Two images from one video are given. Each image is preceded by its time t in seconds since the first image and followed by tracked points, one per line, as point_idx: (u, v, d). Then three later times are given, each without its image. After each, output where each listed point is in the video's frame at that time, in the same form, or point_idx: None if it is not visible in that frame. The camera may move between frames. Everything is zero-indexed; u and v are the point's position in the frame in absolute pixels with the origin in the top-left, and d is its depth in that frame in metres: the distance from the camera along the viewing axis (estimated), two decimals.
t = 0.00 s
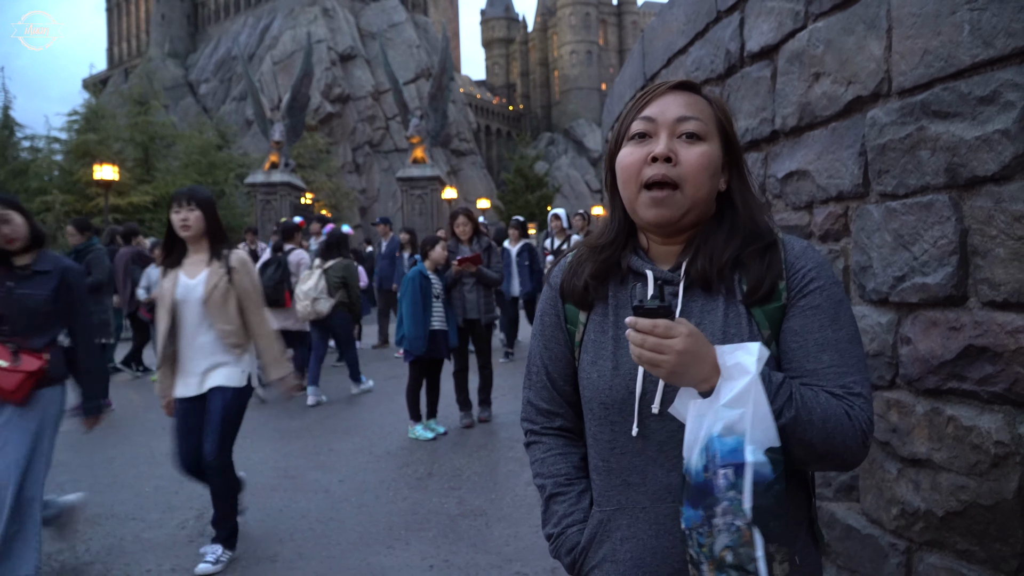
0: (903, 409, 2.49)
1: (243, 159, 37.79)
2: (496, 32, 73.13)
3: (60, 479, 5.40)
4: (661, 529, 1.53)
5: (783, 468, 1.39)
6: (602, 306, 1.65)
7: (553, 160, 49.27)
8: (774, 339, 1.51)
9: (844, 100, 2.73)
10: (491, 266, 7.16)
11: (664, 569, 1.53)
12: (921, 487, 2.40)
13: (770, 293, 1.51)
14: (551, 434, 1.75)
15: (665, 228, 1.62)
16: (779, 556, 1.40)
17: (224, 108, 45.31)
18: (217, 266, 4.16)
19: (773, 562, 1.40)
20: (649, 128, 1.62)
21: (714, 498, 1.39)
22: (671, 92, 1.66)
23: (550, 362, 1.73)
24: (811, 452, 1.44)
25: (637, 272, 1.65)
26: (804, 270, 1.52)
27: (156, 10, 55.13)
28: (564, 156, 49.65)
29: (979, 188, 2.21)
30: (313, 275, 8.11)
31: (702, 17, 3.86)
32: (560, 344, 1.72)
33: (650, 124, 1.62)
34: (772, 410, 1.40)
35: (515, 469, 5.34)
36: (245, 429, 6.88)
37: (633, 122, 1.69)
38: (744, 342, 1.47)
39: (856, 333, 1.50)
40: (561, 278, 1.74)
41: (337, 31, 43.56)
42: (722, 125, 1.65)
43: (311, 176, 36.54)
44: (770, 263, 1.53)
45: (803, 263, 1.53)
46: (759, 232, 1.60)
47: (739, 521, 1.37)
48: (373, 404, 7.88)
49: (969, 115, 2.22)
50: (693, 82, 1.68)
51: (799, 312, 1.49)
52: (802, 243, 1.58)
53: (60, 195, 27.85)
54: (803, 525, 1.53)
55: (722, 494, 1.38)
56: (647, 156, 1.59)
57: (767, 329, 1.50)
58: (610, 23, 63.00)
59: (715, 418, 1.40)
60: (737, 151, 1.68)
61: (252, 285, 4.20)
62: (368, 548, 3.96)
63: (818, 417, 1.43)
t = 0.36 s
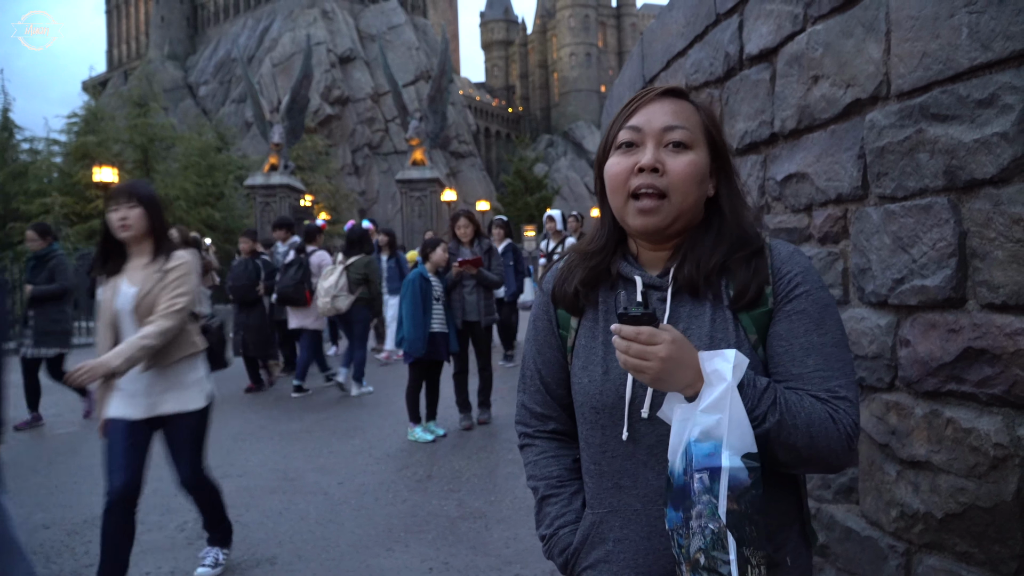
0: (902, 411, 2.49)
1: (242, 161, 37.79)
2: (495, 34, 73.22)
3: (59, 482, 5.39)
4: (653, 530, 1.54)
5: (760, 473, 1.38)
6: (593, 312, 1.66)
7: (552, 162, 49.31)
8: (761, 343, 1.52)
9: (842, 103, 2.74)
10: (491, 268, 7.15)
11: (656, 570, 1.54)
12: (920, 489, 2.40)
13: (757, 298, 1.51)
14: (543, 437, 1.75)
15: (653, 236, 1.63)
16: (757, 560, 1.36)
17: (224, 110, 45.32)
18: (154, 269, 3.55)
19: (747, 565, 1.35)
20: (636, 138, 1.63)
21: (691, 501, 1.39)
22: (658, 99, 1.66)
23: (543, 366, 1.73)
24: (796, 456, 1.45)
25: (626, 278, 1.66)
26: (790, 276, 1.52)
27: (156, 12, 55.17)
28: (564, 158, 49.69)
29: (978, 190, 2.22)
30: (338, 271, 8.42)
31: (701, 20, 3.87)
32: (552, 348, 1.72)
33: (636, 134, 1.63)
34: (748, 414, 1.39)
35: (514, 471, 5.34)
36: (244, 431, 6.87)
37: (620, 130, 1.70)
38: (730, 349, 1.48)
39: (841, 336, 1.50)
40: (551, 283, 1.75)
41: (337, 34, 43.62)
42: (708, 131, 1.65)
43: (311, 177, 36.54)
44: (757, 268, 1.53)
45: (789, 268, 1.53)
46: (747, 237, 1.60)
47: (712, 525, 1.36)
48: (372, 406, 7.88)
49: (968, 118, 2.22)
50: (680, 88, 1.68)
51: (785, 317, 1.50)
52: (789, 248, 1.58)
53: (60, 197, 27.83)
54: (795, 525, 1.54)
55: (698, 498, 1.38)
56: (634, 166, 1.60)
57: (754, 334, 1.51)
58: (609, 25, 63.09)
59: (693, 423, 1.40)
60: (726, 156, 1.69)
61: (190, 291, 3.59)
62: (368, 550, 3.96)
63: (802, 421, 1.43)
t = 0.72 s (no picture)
0: (901, 413, 2.49)
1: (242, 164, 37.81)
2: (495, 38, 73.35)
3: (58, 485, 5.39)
4: (657, 534, 1.54)
5: (775, 472, 1.40)
6: (590, 317, 1.66)
7: (552, 165, 49.35)
8: (758, 344, 1.52)
9: (841, 105, 2.74)
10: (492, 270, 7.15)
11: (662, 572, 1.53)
12: (919, 491, 2.40)
13: (754, 301, 1.52)
14: (539, 443, 1.75)
15: (648, 244, 1.63)
16: (776, 557, 1.40)
17: (223, 114, 45.35)
18: (67, 269, 3.09)
19: (770, 564, 1.38)
20: (628, 148, 1.63)
21: (710, 504, 1.39)
22: (650, 107, 1.66)
23: (538, 374, 1.73)
24: (800, 454, 1.45)
25: (622, 283, 1.66)
26: (785, 278, 1.53)
27: (156, 16, 55.26)
28: (563, 161, 49.72)
29: (976, 192, 2.22)
30: (355, 275, 8.55)
31: (700, 22, 3.88)
32: (547, 356, 1.72)
33: (629, 144, 1.63)
34: (765, 416, 1.41)
35: (514, 474, 5.34)
36: (243, 435, 6.87)
37: (612, 139, 1.69)
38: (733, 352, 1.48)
39: (836, 335, 1.51)
40: (546, 291, 1.73)
41: (337, 37, 43.67)
42: (699, 139, 1.65)
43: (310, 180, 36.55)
44: (754, 273, 1.54)
45: (783, 271, 1.54)
46: (740, 241, 1.61)
47: (736, 526, 1.37)
48: (372, 408, 7.88)
49: (966, 120, 2.22)
50: (672, 95, 1.68)
51: (782, 318, 1.50)
52: (782, 251, 1.58)
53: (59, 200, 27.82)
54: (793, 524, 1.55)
55: (719, 501, 1.38)
56: (627, 177, 1.60)
57: (752, 335, 1.51)
58: (609, 29, 63.18)
59: (707, 427, 1.41)
60: (717, 162, 1.69)
61: (118, 290, 3.11)
62: (367, 553, 3.96)
63: (807, 419, 1.44)
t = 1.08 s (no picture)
0: (900, 415, 2.49)
1: (241, 165, 37.80)
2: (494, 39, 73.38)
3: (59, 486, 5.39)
4: (656, 536, 1.54)
5: (768, 477, 1.39)
6: (589, 320, 1.65)
7: (552, 166, 49.35)
8: (757, 346, 1.52)
9: (840, 106, 2.74)
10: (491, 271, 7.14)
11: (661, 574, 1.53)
12: (919, 492, 2.40)
13: (752, 302, 1.52)
14: (540, 445, 1.75)
15: (646, 246, 1.63)
16: (766, 561, 1.40)
17: (222, 115, 45.31)
18: None
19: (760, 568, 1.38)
20: (624, 151, 1.63)
21: (702, 507, 1.39)
22: (645, 109, 1.65)
23: (538, 377, 1.73)
24: (799, 457, 1.45)
25: (621, 286, 1.65)
26: (783, 279, 1.52)
27: (155, 18, 55.25)
28: (562, 163, 49.72)
29: (976, 194, 2.22)
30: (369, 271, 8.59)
31: (699, 23, 3.87)
32: (547, 358, 1.72)
33: (625, 147, 1.63)
34: (757, 420, 1.39)
35: (513, 475, 5.33)
36: (242, 436, 6.86)
37: (608, 142, 1.69)
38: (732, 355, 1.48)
39: (836, 336, 1.50)
40: (546, 293, 1.73)
41: (336, 38, 43.69)
42: (695, 140, 1.65)
43: (309, 182, 36.53)
44: (751, 273, 1.53)
45: (781, 272, 1.53)
46: (738, 242, 1.60)
47: (726, 531, 1.36)
48: (371, 410, 7.87)
49: (965, 121, 2.22)
50: (667, 97, 1.67)
51: (780, 320, 1.50)
52: (780, 251, 1.58)
53: (59, 202, 27.80)
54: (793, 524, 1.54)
55: (710, 505, 1.38)
56: (624, 180, 1.60)
57: (751, 337, 1.51)
58: (608, 30, 63.19)
59: (702, 431, 1.40)
60: (714, 163, 1.69)
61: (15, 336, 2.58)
62: (366, 554, 3.95)
63: (805, 422, 1.43)
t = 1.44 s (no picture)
0: (898, 404, 2.49)
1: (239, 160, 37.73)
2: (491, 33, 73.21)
3: (59, 482, 5.40)
4: (642, 521, 1.53)
5: (753, 457, 1.39)
6: (580, 308, 1.65)
7: (550, 160, 49.29)
8: (744, 333, 1.52)
9: (837, 96, 2.73)
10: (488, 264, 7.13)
11: (646, 559, 1.52)
12: (916, 481, 2.40)
13: (738, 286, 1.51)
14: (533, 430, 1.75)
15: (639, 232, 1.62)
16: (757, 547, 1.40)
17: (219, 111, 45.20)
18: None
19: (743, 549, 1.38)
20: (617, 137, 1.62)
21: (687, 488, 1.38)
22: (637, 98, 1.66)
23: (530, 361, 1.73)
24: (783, 443, 1.44)
25: (612, 273, 1.65)
26: (770, 266, 1.52)
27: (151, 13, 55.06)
28: (561, 156, 49.66)
29: (973, 182, 2.21)
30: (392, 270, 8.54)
31: (697, 14, 3.86)
32: (540, 344, 1.72)
33: (618, 133, 1.63)
34: (742, 401, 1.39)
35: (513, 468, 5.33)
36: (242, 431, 6.86)
37: (601, 129, 1.69)
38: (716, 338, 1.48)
39: (822, 323, 1.50)
40: (536, 281, 1.73)
41: (333, 33, 43.58)
42: (687, 128, 1.65)
43: (307, 177, 36.47)
44: (737, 258, 1.53)
45: (769, 259, 1.53)
46: (726, 228, 1.60)
47: (711, 510, 1.36)
48: (370, 403, 7.87)
49: (963, 109, 2.22)
50: (659, 86, 1.68)
51: (767, 307, 1.50)
52: (768, 239, 1.57)
53: (57, 198, 27.73)
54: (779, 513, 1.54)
55: (695, 485, 1.37)
56: (618, 164, 1.60)
57: (738, 324, 1.51)
58: (606, 23, 63.06)
59: (684, 413, 1.39)
60: (706, 152, 1.68)
61: None
62: (366, 547, 3.96)
63: (789, 407, 1.43)
